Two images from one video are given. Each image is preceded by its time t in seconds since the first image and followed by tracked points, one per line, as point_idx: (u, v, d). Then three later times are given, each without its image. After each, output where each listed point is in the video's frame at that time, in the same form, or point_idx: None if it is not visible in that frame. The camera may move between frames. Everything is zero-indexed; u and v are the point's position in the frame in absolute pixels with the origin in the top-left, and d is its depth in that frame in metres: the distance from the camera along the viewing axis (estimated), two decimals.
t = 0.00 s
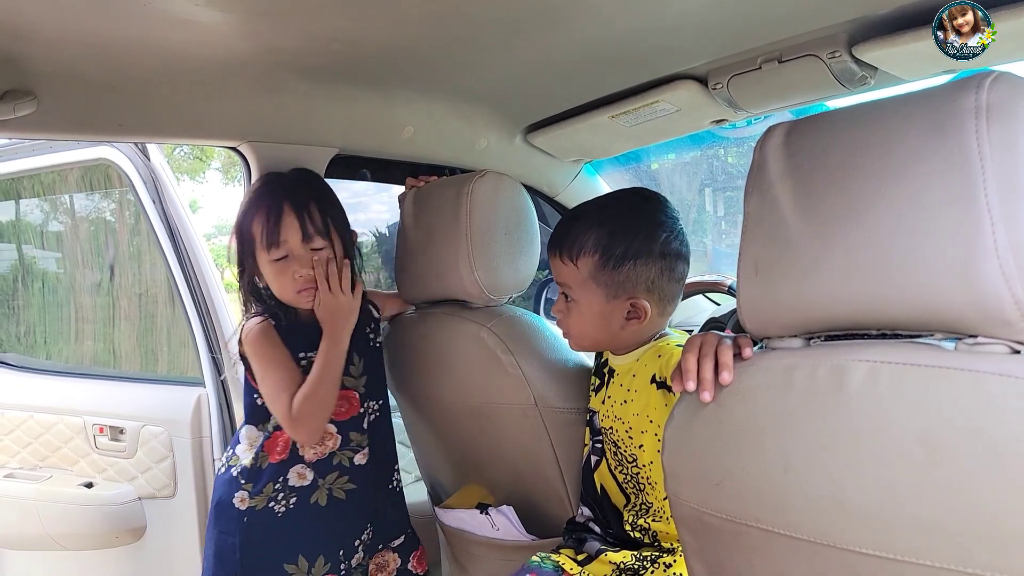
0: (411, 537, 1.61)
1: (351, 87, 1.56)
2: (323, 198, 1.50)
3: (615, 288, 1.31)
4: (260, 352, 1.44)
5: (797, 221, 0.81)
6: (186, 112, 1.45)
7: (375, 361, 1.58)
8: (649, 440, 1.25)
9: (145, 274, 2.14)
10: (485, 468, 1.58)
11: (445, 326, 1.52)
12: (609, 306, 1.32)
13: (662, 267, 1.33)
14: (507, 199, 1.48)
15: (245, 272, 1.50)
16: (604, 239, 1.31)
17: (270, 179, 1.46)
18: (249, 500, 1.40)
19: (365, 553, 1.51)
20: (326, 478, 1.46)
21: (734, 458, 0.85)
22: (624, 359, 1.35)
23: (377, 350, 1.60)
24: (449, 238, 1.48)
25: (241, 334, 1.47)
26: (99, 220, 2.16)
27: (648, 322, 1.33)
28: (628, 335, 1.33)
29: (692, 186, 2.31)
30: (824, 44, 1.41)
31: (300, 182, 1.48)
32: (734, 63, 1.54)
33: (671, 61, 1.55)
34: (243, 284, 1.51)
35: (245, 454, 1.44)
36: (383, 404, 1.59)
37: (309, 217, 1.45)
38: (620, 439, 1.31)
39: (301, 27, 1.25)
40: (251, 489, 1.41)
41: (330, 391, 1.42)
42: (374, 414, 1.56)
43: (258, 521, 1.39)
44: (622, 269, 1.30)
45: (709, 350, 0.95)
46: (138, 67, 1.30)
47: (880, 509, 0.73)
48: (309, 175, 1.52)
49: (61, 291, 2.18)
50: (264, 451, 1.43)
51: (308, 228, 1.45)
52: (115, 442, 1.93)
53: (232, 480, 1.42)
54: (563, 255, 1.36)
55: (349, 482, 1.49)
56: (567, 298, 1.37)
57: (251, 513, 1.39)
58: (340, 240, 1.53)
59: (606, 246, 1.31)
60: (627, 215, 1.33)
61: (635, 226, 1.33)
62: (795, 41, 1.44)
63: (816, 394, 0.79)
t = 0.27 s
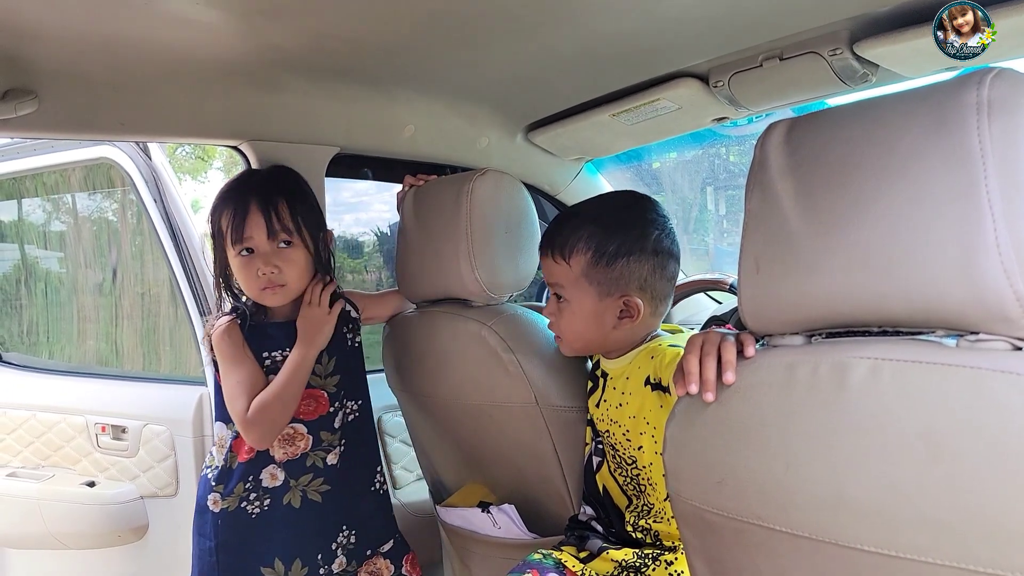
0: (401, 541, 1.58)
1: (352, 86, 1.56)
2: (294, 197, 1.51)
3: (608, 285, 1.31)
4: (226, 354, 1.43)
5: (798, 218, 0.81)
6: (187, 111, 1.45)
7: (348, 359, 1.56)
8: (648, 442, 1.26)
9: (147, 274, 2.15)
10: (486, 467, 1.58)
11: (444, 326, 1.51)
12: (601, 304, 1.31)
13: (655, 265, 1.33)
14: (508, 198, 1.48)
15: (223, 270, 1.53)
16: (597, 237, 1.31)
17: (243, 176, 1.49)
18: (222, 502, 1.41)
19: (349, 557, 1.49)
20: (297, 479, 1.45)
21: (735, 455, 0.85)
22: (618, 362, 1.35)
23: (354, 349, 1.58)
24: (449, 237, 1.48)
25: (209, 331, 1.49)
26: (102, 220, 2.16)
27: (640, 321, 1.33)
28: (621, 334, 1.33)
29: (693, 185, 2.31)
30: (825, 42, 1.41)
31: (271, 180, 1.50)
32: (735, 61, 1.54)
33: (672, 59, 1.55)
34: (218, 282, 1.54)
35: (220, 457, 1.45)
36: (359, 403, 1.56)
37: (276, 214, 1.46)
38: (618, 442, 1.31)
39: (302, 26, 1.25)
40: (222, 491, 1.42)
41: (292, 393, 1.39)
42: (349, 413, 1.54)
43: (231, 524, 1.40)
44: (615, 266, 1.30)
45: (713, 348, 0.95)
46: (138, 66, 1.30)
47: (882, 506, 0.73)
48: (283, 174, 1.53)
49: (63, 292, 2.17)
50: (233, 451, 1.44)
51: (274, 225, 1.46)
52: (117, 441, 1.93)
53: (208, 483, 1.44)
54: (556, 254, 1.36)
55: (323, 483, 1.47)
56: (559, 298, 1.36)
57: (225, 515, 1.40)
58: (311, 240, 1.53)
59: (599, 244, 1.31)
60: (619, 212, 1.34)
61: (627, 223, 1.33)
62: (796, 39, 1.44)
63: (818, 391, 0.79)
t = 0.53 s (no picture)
0: (390, 547, 1.59)
1: (354, 84, 1.56)
2: (285, 203, 1.51)
3: (616, 288, 1.32)
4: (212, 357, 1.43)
5: (801, 217, 0.81)
6: (189, 110, 1.45)
7: (335, 364, 1.56)
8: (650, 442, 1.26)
9: (149, 273, 2.22)
10: (488, 466, 1.59)
11: (444, 326, 1.52)
12: (608, 306, 1.32)
13: (659, 269, 1.36)
14: (509, 196, 1.48)
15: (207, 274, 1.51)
16: (607, 239, 1.32)
17: (236, 179, 1.48)
18: (208, 506, 1.41)
19: (336, 560, 1.50)
20: (284, 483, 1.46)
21: (737, 454, 0.85)
22: (613, 365, 1.35)
23: (340, 353, 1.58)
24: (450, 236, 1.48)
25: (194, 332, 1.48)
26: (104, 220, 2.21)
27: (643, 324, 1.34)
28: (623, 336, 1.34)
29: (696, 183, 2.30)
30: (828, 40, 1.41)
31: (264, 185, 1.49)
32: (738, 59, 1.54)
33: (674, 57, 1.54)
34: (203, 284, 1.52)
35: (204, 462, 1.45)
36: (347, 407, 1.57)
37: (268, 219, 1.46)
38: (619, 443, 1.32)
39: (304, 24, 1.25)
40: (209, 495, 1.42)
41: (276, 401, 1.39)
42: (336, 418, 1.54)
43: (219, 527, 1.41)
44: (624, 268, 1.32)
45: (715, 346, 0.95)
46: (140, 64, 1.30)
47: (886, 506, 0.73)
48: (276, 178, 1.53)
49: (66, 291, 2.18)
50: (219, 455, 1.44)
51: (266, 230, 1.46)
52: (119, 440, 1.93)
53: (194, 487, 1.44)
54: (562, 253, 1.34)
55: (310, 487, 1.48)
56: (562, 298, 1.35)
57: (211, 519, 1.41)
58: (301, 245, 1.53)
59: (609, 246, 1.31)
60: (625, 215, 1.35)
61: (634, 226, 1.34)
62: (798, 37, 1.43)
63: (820, 390, 0.79)
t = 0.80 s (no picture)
0: (385, 545, 1.59)
1: (356, 84, 1.56)
2: (269, 218, 1.47)
3: (637, 282, 1.33)
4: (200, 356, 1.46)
5: (804, 216, 0.81)
6: (192, 109, 1.45)
7: (328, 362, 1.55)
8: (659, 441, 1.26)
9: (153, 273, 2.22)
10: (490, 465, 1.59)
11: (447, 323, 1.52)
12: (628, 301, 1.33)
13: (676, 264, 1.38)
14: (511, 195, 1.48)
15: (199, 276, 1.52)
16: (628, 234, 1.33)
17: (218, 198, 1.45)
18: (199, 507, 1.42)
19: (331, 558, 1.51)
20: (278, 482, 1.46)
21: (741, 454, 0.85)
22: (625, 362, 1.35)
23: (337, 353, 1.58)
24: (452, 235, 1.48)
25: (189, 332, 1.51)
26: (108, 220, 2.21)
27: (660, 320, 1.35)
28: (641, 332, 1.35)
29: (699, 182, 2.30)
30: (831, 38, 1.40)
31: (244, 204, 1.45)
32: (741, 57, 1.54)
33: (677, 55, 1.54)
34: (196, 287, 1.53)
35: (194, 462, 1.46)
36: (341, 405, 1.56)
37: (246, 243, 1.42)
38: (626, 442, 1.31)
39: (307, 23, 1.25)
40: (199, 497, 1.42)
41: (248, 408, 1.39)
42: (330, 415, 1.54)
43: (210, 529, 1.41)
44: (644, 263, 1.33)
45: (717, 344, 0.95)
46: (142, 63, 1.30)
47: (891, 506, 0.73)
48: (260, 192, 1.49)
49: (70, 291, 2.18)
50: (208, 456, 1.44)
51: (245, 253, 1.43)
52: (123, 439, 1.93)
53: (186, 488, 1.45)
54: (582, 248, 1.34)
55: (305, 485, 1.48)
56: (580, 294, 1.35)
57: (202, 519, 1.41)
58: (288, 258, 1.51)
59: (630, 240, 1.33)
60: (643, 211, 1.37)
61: (653, 222, 1.36)
62: (801, 35, 1.43)
63: (825, 389, 0.78)
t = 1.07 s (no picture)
0: (380, 547, 1.58)
1: (359, 83, 1.56)
2: (259, 248, 1.43)
3: (655, 280, 1.33)
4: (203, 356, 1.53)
5: (809, 215, 0.80)
6: (196, 107, 1.45)
7: (322, 360, 1.56)
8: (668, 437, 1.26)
9: (156, 272, 2.23)
10: (493, 464, 1.59)
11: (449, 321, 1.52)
12: (647, 299, 1.33)
13: (691, 260, 1.40)
14: (514, 194, 1.48)
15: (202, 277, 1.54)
16: (646, 232, 1.33)
17: (205, 232, 1.41)
18: (191, 505, 1.44)
19: (323, 559, 1.50)
20: (268, 481, 1.46)
21: (745, 453, 0.84)
22: (635, 358, 1.35)
23: (334, 353, 1.58)
24: (455, 235, 1.48)
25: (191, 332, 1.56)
26: (111, 219, 2.21)
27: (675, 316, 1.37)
28: (658, 328, 1.35)
29: (702, 181, 2.29)
30: (835, 37, 1.40)
31: (232, 239, 1.41)
32: (745, 56, 1.53)
33: (680, 54, 1.54)
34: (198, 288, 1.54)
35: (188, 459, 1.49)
36: (333, 403, 1.56)
37: (237, 281, 1.40)
38: (632, 437, 1.31)
39: (310, 22, 1.25)
40: (191, 494, 1.44)
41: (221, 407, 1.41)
42: (323, 414, 1.54)
43: (200, 526, 1.42)
44: (662, 260, 1.34)
45: (719, 345, 0.94)
46: (146, 62, 1.30)
47: (895, 505, 0.72)
48: (250, 221, 1.44)
49: (73, 290, 2.18)
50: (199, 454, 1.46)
51: (237, 289, 1.42)
52: (126, 438, 1.93)
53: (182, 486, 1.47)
54: (600, 247, 1.34)
55: (295, 484, 1.48)
56: (598, 293, 1.34)
57: (192, 517, 1.42)
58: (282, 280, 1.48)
59: (649, 238, 1.33)
60: (658, 208, 1.37)
61: (668, 218, 1.37)
62: (804, 33, 1.42)
63: (829, 388, 0.78)
